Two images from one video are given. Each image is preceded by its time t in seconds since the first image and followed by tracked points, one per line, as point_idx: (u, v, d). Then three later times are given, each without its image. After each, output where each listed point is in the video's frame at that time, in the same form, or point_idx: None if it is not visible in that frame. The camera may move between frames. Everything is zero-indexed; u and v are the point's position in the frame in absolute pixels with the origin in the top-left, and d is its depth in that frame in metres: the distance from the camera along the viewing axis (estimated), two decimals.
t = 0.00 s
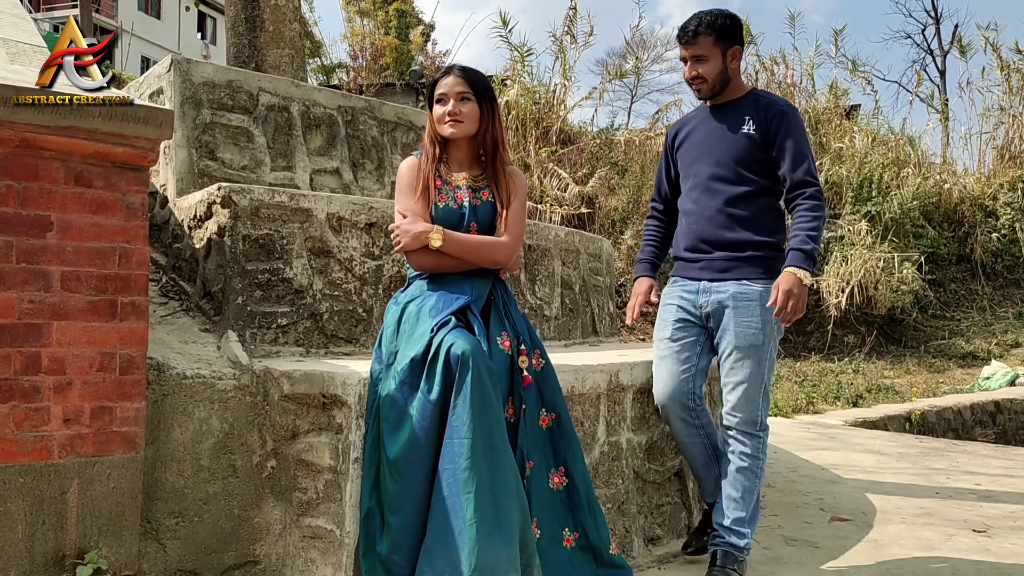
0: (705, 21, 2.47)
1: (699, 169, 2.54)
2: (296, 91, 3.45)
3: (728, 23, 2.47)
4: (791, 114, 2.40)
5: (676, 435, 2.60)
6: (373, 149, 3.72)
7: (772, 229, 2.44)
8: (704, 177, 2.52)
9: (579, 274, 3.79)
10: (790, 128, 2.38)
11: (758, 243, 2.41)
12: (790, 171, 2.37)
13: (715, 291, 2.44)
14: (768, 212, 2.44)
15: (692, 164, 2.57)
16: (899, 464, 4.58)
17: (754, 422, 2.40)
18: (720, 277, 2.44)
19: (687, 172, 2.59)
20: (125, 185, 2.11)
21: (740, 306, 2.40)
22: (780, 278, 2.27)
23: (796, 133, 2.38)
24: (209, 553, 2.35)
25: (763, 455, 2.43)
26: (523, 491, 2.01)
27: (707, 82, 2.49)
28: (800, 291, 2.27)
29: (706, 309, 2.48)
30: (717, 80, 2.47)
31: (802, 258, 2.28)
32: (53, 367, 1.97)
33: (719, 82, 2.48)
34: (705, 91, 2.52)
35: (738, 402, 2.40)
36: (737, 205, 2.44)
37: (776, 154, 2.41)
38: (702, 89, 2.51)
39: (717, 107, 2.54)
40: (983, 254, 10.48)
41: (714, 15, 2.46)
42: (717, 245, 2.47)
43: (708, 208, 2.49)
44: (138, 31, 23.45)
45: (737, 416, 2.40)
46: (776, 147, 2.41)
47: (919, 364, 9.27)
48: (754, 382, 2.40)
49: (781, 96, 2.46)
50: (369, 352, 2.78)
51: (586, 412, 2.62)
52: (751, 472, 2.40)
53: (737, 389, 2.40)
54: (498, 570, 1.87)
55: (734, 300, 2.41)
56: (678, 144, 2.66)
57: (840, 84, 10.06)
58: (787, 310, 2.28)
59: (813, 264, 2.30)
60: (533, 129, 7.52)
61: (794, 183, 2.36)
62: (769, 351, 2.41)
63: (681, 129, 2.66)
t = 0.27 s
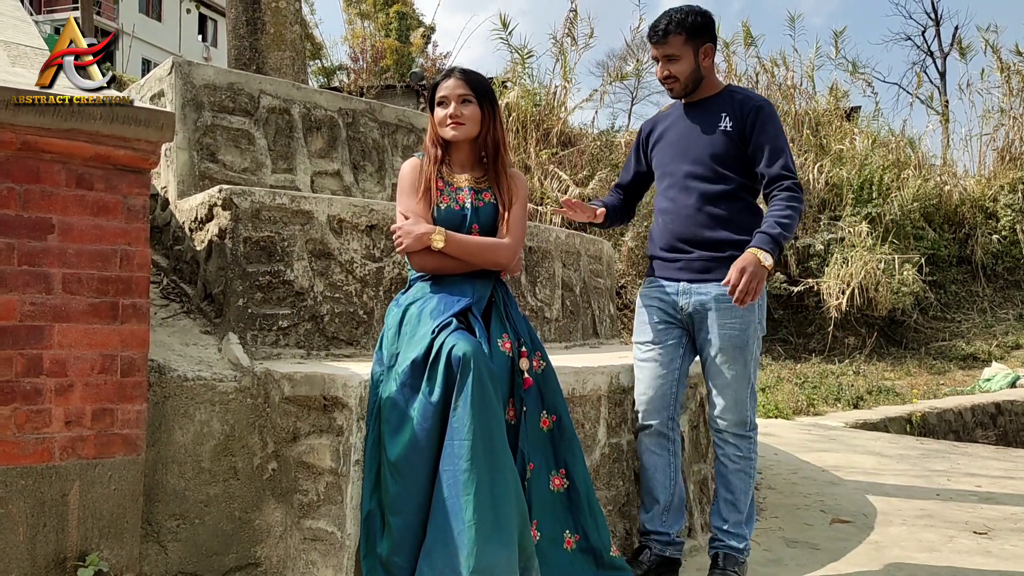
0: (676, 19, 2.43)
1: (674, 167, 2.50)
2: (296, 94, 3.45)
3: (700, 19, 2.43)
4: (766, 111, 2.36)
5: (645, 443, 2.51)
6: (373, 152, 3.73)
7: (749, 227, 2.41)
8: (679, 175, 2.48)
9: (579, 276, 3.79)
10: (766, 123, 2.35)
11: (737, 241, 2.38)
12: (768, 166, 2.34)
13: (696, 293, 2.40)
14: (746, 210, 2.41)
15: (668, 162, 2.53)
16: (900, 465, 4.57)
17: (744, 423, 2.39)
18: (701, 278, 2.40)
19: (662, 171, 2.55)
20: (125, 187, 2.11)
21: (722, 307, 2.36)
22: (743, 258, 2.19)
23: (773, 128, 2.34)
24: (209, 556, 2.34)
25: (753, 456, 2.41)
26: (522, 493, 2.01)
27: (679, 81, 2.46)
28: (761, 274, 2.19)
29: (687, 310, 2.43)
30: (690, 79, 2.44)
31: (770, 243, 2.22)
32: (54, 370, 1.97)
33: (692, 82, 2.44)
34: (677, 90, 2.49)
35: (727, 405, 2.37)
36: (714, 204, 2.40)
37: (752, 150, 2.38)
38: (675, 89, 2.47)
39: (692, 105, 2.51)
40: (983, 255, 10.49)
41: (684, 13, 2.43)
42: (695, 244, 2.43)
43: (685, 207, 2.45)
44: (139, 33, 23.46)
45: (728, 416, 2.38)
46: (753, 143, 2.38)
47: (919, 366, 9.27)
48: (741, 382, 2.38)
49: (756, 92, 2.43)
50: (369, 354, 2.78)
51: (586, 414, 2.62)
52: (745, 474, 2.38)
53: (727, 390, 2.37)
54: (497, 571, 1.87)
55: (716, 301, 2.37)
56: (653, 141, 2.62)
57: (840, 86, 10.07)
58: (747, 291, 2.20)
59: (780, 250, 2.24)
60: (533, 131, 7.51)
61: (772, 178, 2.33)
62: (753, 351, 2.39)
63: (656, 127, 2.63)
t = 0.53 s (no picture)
0: (646, 15, 2.40)
1: (646, 165, 2.47)
2: (296, 94, 3.46)
3: (671, 15, 2.41)
4: (740, 111, 2.37)
5: (641, 445, 2.51)
6: (373, 153, 3.73)
7: (724, 225, 2.40)
8: (651, 173, 2.46)
9: (579, 277, 3.79)
10: (740, 124, 2.36)
11: (713, 239, 2.37)
12: (743, 167, 2.36)
13: (670, 290, 2.40)
14: (720, 209, 2.39)
15: (639, 160, 2.50)
16: (899, 467, 4.57)
17: (722, 421, 2.37)
18: (674, 275, 2.39)
19: (633, 168, 2.51)
20: (126, 188, 2.11)
21: (694, 304, 2.35)
22: (740, 286, 2.29)
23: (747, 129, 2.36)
24: (209, 557, 2.34)
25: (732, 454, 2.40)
26: (522, 494, 2.01)
27: (649, 79, 2.43)
28: (760, 297, 2.28)
29: (664, 308, 2.42)
30: (660, 77, 2.42)
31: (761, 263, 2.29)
32: (54, 370, 1.97)
33: (662, 79, 2.42)
34: (647, 87, 2.46)
35: (703, 404, 2.35)
36: (688, 202, 2.39)
37: (727, 151, 2.38)
38: (645, 86, 2.45)
39: (662, 102, 2.49)
40: (983, 257, 10.49)
41: (655, 9, 2.39)
42: (669, 242, 2.41)
43: (658, 206, 2.42)
44: (139, 34, 23.45)
45: (705, 416, 2.35)
46: (727, 143, 2.38)
47: (919, 367, 9.27)
48: (718, 380, 2.37)
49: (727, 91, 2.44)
50: (369, 355, 2.78)
51: (586, 415, 2.62)
52: (725, 474, 2.37)
53: (704, 388, 2.36)
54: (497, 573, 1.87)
55: (688, 298, 2.36)
56: (620, 139, 2.59)
57: (840, 87, 10.07)
58: (751, 315, 2.28)
59: (773, 269, 2.31)
60: (533, 132, 7.49)
61: (748, 180, 2.35)
62: (728, 347, 2.38)
63: (624, 124, 2.60)
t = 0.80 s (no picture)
0: (631, 13, 2.39)
1: (636, 164, 2.46)
2: (299, 94, 3.46)
3: (656, 12, 2.40)
4: (729, 110, 2.38)
5: (644, 444, 2.52)
6: (375, 152, 3.73)
7: (715, 224, 2.40)
8: (641, 172, 2.44)
9: (581, 277, 3.79)
10: (731, 122, 2.37)
11: (705, 238, 2.37)
12: (735, 165, 2.37)
13: (663, 292, 2.39)
14: (711, 208, 2.39)
15: (629, 158, 2.48)
16: (901, 468, 4.57)
17: (716, 422, 2.37)
18: (667, 275, 2.38)
19: (624, 166, 2.50)
20: (128, 187, 2.11)
21: (688, 306, 2.35)
22: (755, 294, 2.32)
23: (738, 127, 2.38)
24: (210, 556, 2.34)
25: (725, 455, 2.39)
26: (524, 494, 2.01)
27: (636, 76, 2.42)
28: (775, 303, 2.31)
29: (657, 310, 2.41)
30: (646, 74, 2.41)
31: (770, 267, 2.32)
32: (57, 369, 1.97)
33: (648, 77, 2.41)
34: (633, 85, 2.45)
35: (698, 406, 2.34)
36: (679, 201, 2.38)
37: (718, 149, 2.39)
38: (631, 84, 2.44)
39: (647, 99, 2.48)
40: (985, 258, 10.48)
41: (641, 6, 2.38)
42: (661, 242, 2.40)
43: (650, 205, 2.41)
44: (142, 33, 23.46)
45: (698, 418, 2.35)
46: (718, 142, 2.39)
47: (921, 368, 9.26)
48: (711, 381, 2.36)
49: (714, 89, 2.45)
50: (371, 355, 2.78)
51: (588, 415, 2.62)
52: (717, 474, 2.38)
53: (697, 390, 2.35)
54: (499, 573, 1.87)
55: (682, 300, 2.35)
56: (607, 138, 2.58)
57: (842, 88, 10.06)
58: (768, 322, 2.32)
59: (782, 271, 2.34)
60: (536, 132, 7.49)
61: (741, 179, 2.37)
62: (722, 348, 2.38)
63: (612, 122, 2.58)
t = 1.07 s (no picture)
0: (633, 13, 2.39)
1: (637, 165, 2.46)
2: (302, 95, 3.46)
3: (658, 12, 2.40)
4: (730, 110, 2.38)
5: (647, 445, 2.52)
6: (378, 153, 3.73)
7: (717, 225, 2.40)
8: (643, 173, 2.44)
9: (583, 278, 3.79)
10: (733, 122, 2.37)
11: (707, 240, 2.37)
12: (737, 166, 2.38)
13: (667, 294, 2.38)
14: (712, 209, 2.39)
15: (630, 159, 2.48)
16: (904, 469, 4.56)
17: (719, 424, 2.37)
18: (671, 278, 2.38)
19: (625, 167, 2.50)
20: (131, 188, 2.12)
21: (691, 308, 2.35)
22: (745, 286, 2.31)
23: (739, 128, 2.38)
24: (213, 556, 2.34)
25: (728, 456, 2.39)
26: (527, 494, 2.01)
27: (637, 77, 2.42)
28: (763, 298, 2.30)
29: (660, 313, 2.41)
30: (647, 75, 2.41)
31: (762, 264, 2.31)
32: (59, 369, 1.98)
33: (649, 77, 2.41)
34: (634, 85, 2.45)
35: (701, 408, 2.34)
36: (680, 202, 2.38)
37: (719, 150, 2.39)
38: (632, 84, 2.44)
39: (649, 100, 2.48)
40: (988, 259, 10.47)
41: (643, 6, 2.38)
42: (663, 244, 2.40)
43: (651, 207, 2.40)
44: (145, 35, 23.49)
45: (702, 420, 2.35)
46: (720, 143, 2.39)
47: (923, 369, 9.25)
48: (714, 383, 2.36)
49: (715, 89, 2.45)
50: (373, 355, 2.78)
51: (590, 416, 2.62)
52: (719, 476, 2.37)
53: (700, 392, 2.35)
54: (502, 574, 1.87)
55: (685, 302, 2.35)
56: (608, 139, 2.58)
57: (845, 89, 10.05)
58: (755, 316, 2.29)
59: (775, 270, 2.33)
60: (538, 133, 7.48)
61: (743, 180, 2.37)
62: (725, 350, 2.39)
63: (613, 122, 2.58)
